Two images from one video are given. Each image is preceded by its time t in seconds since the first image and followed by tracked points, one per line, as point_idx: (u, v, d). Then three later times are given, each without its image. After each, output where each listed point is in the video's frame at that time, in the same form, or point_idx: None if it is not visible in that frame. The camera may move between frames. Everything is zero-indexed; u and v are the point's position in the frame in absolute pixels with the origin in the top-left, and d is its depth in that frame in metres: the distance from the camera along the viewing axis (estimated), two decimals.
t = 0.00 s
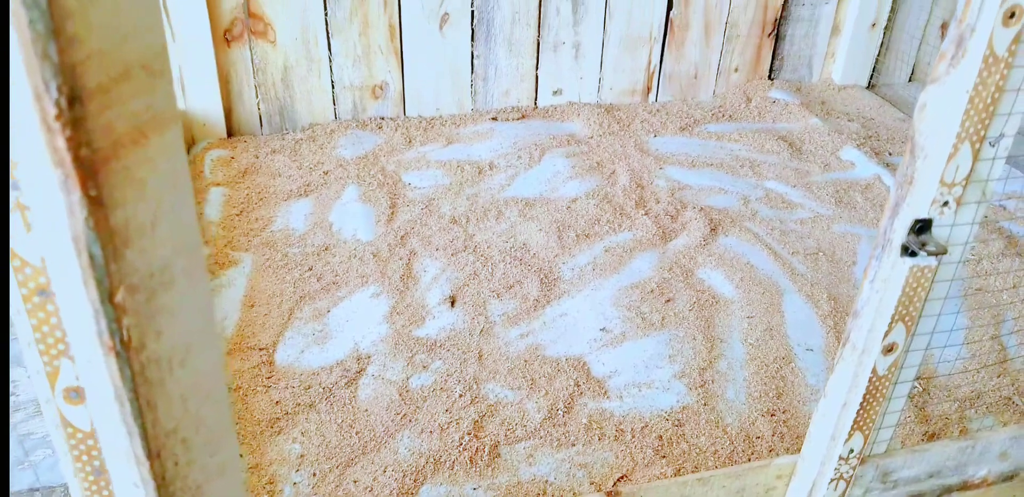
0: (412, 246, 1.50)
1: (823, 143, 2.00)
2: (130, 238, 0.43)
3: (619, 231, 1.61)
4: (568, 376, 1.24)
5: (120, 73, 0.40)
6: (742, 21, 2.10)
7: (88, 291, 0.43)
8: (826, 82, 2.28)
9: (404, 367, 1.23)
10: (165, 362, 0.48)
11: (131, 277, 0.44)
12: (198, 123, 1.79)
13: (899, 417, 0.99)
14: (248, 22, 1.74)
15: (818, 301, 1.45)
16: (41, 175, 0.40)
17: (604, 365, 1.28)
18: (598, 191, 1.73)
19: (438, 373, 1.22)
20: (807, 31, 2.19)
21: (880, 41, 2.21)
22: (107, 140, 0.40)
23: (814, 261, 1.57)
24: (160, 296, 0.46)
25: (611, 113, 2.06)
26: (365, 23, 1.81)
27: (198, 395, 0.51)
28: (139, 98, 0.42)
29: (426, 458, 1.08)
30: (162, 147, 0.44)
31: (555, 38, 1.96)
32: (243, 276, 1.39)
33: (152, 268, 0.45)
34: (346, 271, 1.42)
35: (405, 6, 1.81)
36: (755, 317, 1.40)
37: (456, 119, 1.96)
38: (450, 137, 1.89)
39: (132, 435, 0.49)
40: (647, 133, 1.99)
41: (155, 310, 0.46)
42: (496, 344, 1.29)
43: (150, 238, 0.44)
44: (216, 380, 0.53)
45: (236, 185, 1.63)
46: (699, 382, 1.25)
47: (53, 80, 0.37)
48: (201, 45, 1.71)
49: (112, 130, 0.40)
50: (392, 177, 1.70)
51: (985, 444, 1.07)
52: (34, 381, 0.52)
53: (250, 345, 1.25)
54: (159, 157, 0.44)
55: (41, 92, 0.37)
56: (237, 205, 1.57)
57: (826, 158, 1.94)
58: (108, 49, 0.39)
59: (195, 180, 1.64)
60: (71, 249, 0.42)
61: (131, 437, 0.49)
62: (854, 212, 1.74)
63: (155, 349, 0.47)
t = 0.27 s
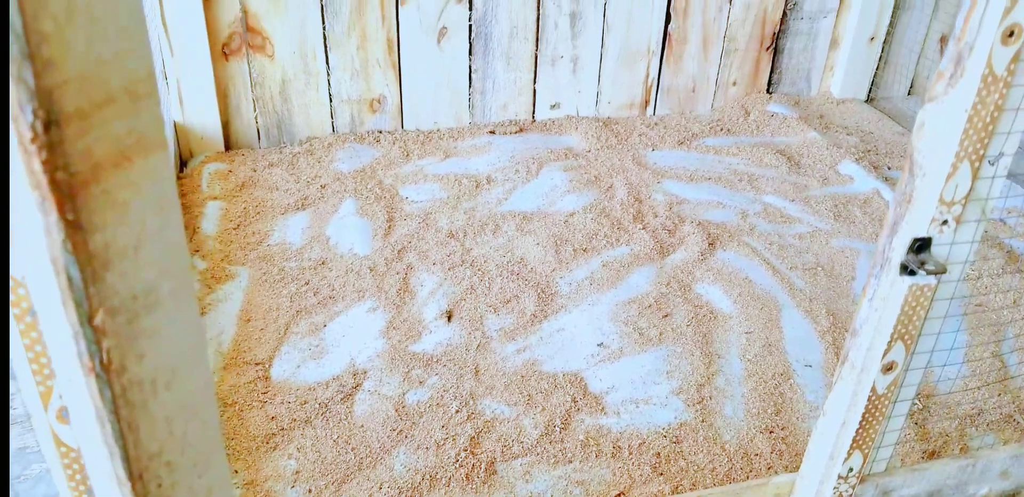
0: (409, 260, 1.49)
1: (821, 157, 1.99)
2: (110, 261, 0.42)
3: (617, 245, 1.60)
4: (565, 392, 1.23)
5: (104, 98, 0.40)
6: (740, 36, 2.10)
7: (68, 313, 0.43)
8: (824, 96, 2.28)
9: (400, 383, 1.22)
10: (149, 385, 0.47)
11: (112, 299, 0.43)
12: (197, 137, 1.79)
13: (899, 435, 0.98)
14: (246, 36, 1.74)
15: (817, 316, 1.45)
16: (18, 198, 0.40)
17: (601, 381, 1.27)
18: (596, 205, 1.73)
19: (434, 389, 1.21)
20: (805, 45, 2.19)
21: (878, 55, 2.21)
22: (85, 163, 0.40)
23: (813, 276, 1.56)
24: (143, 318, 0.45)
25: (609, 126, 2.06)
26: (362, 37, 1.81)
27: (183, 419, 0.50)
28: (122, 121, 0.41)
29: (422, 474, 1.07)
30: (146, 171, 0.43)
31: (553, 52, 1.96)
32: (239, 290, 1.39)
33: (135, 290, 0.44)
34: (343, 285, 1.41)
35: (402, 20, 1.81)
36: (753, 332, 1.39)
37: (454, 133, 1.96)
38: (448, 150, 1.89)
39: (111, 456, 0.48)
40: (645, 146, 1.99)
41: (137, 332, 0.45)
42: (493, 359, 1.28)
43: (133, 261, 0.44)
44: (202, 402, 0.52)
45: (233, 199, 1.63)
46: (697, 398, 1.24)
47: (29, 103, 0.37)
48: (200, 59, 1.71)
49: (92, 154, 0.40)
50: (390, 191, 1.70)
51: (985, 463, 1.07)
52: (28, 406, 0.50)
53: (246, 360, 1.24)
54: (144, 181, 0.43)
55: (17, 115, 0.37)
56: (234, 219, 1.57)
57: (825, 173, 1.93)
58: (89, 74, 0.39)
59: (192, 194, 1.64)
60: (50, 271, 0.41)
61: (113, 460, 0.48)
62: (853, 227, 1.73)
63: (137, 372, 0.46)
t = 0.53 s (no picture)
0: (406, 265, 1.49)
1: (819, 162, 1.99)
2: (98, 269, 0.42)
3: (615, 250, 1.60)
4: (562, 398, 1.23)
5: (95, 107, 0.39)
6: (739, 40, 2.10)
7: (55, 320, 0.42)
8: (822, 101, 2.28)
9: (397, 388, 1.22)
10: (139, 393, 0.47)
11: (100, 307, 0.43)
12: (193, 140, 1.79)
13: (897, 444, 0.98)
14: (243, 39, 1.74)
15: (814, 322, 1.44)
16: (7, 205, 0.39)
17: (598, 387, 1.26)
18: (593, 210, 1.72)
19: (431, 395, 1.21)
20: (803, 50, 2.19)
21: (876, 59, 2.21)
22: (72, 171, 0.39)
23: (810, 282, 1.56)
24: (133, 327, 0.45)
25: (607, 131, 2.06)
26: (360, 41, 1.80)
27: (177, 428, 0.50)
28: (116, 131, 0.41)
29: (419, 481, 1.07)
30: (143, 181, 0.43)
31: (551, 57, 1.96)
32: (235, 295, 1.38)
33: (124, 299, 0.44)
34: (339, 290, 1.41)
35: (401, 24, 1.81)
36: (751, 339, 1.39)
37: (451, 137, 1.95)
38: (445, 154, 1.88)
39: (100, 465, 0.48)
40: (643, 151, 1.99)
41: (126, 341, 0.45)
42: (490, 365, 1.28)
43: (124, 269, 0.43)
44: (200, 412, 0.51)
45: (230, 203, 1.63)
46: (694, 405, 1.24)
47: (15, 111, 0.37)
48: (197, 63, 1.70)
49: (80, 163, 0.39)
50: (387, 195, 1.70)
51: (984, 470, 1.07)
52: (21, 412, 0.50)
53: (243, 365, 1.24)
54: (139, 191, 0.43)
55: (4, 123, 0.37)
56: (231, 223, 1.56)
57: (823, 178, 1.93)
58: (78, 82, 0.38)
59: (189, 198, 1.63)
60: (37, 278, 0.41)
61: (101, 467, 0.48)
62: (851, 232, 1.73)
63: (127, 379, 0.46)
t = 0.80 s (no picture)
0: (405, 265, 1.48)
1: (820, 163, 1.99)
2: (89, 266, 0.41)
3: (615, 251, 1.59)
4: (563, 399, 1.22)
5: (85, 100, 0.39)
6: (739, 41, 2.09)
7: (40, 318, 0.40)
8: (823, 102, 2.27)
9: (396, 389, 1.21)
10: (130, 394, 0.45)
11: (91, 304, 0.42)
12: (191, 140, 1.78)
13: (902, 445, 0.97)
14: (240, 38, 1.73)
15: (816, 323, 1.43)
16: None
17: (599, 388, 1.25)
18: (594, 211, 1.71)
19: (430, 396, 1.20)
20: (803, 50, 2.18)
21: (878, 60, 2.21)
22: (62, 165, 0.38)
23: (812, 283, 1.55)
24: (124, 326, 0.44)
25: (607, 131, 2.05)
26: (359, 41, 1.79)
27: (169, 429, 0.49)
28: (106, 124, 0.40)
29: (418, 482, 1.06)
30: (135, 176, 0.42)
31: (550, 57, 1.95)
32: (233, 295, 1.37)
33: (115, 297, 0.43)
34: (338, 291, 1.40)
35: (399, 24, 1.80)
36: (753, 340, 1.38)
37: (450, 137, 1.95)
38: (444, 154, 1.87)
39: (91, 466, 0.46)
40: (643, 152, 1.98)
41: (118, 340, 0.44)
42: (489, 366, 1.27)
43: (114, 266, 0.42)
44: (193, 414, 0.50)
45: (227, 203, 1.62)
46: (696, 406, 1.23)
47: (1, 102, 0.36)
48: (194, 62, 1.69)
49: (69, 157, 0.38)
50: (386, 195, 1.69)
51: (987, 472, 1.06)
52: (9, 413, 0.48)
53: (240, 366, 1.23)
54: (131, 187, 0.42)
55: None
56: (228, 223, 1.55)
57: (824, 179, 1.93)
58: (67, 75, 0.38)
59: (186, 197, 1.62)
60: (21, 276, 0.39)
61: (90, 470, 0.46)
62: (852, 233, 1.72)
63: (118, 379, 0.44)
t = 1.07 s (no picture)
0: (404, 263, 1.47)
1: (821, 161, 1.98)
2: (92, 262, 0.40)
3: (616, 249, 1.58)
4: (564, 398, 1.21)
5: (86, 90, 0.38)
6: (740, 39, 2.08)
7: (44, 315, 0.39)
8: (824, 100, 2.26)
9: (396, 388, 1.20)
10: (133, 391, 0.44)
11: (94, 301, 0.41)
12: (189, 137, 1.76)
13: (907, 445, 0.96)
14: (240, 35, 1.71)
15: (819, 322, 1.42)
16: None
17: (600, 387, 1.24)
18: (594, 209, 1.70)
19: (430, 395, 1.19)
20: (804, 48, 2.17)
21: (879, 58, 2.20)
22: (65, 159, 0.37)
23: (814, 281, 1.54)
24: (127, 322, 0.43)
25: (607, 129, 2.04)
26: (358, 38, 1.78)
27: (170, 426, 0.48)
28: (108, 116, 0.39)
29: (419, 482, 1.05)
30: (137, 170, 0.41)
31: (551, 54, 1.94)
32: (231, 293, 1.36)
33: (118, 293, 0.42)
34: (337, 289, 1.39)
35: (399, 20, 1.79)
36: (755, 339, 1.37)
37: (450, 135, 1.93)
38: (444, 152, 1.86)
39: (94, 466, 0.45)
40: (644, 150, 1.97)
41: (121, 337, 0.42)
42: (490, 365, 1.26)
43: (117, 261, 0.41)
44: (193, 411, 0.50)
45: (226, 200, 1.60)
46: (699, 405, 1.22)
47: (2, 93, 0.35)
48: (193, 58, 1.68)
49: (72, 150, 0.37)
50: (385, 193, 1.68)
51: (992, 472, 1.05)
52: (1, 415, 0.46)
53: (239, 364, 1.21)
54: (134, 181, 0.41)
55: None
56: (227, 221, 1.54)
57: (825, 177, 1.92)
58: (68, 64, 0.37)
59: (184, 195, 1.61)
60: (23, 272, 0.38)
61: (93, 470, 0.45)
62: (854, 232, 1.71)
63: (121, 376, 0.43)
